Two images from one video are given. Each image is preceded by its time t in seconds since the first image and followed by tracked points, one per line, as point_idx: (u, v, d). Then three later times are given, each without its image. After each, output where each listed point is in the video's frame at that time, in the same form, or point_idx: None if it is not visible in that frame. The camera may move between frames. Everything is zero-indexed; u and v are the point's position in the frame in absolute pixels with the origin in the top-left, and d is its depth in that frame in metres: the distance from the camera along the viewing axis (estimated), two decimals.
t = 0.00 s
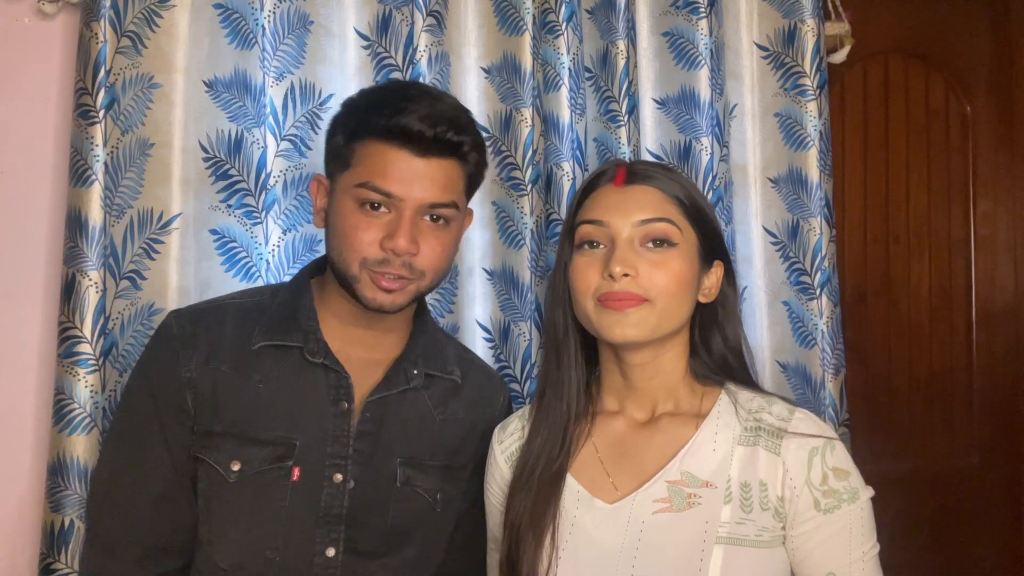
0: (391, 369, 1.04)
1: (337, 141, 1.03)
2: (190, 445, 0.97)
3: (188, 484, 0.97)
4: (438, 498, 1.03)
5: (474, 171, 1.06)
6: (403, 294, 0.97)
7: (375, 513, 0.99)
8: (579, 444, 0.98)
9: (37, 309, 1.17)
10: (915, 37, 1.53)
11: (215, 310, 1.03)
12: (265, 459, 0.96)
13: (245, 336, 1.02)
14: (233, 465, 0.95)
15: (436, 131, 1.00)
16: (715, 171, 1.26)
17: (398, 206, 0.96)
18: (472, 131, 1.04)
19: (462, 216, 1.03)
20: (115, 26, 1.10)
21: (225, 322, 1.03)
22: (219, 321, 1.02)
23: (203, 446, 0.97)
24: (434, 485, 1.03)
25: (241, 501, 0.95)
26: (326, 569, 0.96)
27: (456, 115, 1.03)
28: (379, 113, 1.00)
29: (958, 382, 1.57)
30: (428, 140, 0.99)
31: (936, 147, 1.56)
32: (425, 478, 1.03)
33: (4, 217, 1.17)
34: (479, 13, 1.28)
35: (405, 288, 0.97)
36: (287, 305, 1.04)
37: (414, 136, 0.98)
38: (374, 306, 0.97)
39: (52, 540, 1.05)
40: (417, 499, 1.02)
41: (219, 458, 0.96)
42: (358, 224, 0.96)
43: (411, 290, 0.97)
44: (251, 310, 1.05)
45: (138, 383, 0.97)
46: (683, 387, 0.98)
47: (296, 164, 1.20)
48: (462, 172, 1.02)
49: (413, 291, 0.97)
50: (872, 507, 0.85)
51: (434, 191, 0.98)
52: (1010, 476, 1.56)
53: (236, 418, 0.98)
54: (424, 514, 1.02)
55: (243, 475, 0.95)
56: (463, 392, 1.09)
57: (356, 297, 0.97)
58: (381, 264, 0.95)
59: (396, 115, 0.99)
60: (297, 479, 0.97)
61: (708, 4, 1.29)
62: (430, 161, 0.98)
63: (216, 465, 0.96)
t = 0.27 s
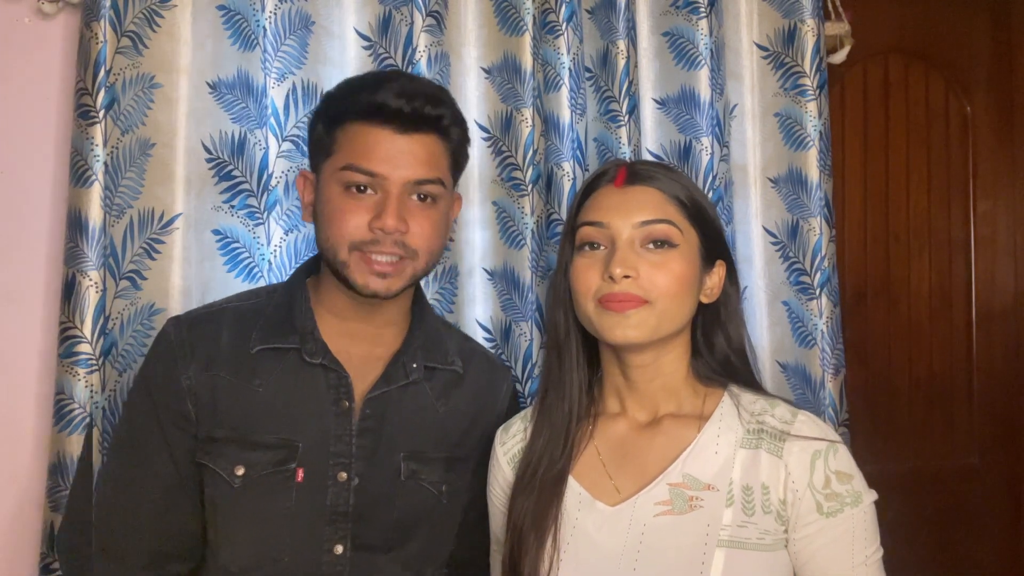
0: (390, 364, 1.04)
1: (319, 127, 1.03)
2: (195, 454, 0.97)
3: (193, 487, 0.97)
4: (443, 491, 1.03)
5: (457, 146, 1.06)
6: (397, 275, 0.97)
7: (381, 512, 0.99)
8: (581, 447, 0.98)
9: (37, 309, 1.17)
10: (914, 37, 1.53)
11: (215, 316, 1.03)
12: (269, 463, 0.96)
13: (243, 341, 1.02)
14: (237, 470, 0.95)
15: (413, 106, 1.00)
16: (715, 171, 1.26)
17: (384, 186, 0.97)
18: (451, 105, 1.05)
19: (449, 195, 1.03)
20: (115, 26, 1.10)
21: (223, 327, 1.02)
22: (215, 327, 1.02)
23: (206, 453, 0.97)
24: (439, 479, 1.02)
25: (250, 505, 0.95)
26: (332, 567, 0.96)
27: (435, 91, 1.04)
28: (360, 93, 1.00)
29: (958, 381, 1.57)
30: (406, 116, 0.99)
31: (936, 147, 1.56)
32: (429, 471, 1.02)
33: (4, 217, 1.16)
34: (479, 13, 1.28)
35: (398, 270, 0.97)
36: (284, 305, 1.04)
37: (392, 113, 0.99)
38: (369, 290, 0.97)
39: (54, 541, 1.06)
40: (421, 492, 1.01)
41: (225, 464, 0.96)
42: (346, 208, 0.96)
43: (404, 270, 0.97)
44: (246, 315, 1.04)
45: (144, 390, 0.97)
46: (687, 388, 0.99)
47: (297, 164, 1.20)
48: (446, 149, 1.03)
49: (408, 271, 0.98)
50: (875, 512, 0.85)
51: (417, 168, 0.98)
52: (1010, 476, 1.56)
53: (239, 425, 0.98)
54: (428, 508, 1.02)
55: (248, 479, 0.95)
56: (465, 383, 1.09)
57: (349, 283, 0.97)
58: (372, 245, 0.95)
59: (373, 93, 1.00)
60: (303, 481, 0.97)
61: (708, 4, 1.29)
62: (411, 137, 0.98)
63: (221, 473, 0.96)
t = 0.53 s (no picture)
0: (357, 333, 1.03)
1: (292, 117, 1.03)
2: (170, 430, 0.97)
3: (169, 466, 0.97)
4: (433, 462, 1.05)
5: (424, 138, 1.05)
6: (358, 259, 0.96)
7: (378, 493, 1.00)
8: (592, 452, 0.98)
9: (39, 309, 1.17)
10: (915, 37, 1.53)
11: (180, 307, 1.04)
12: (238, 434, 0.97)
13: (213, 320, 1.03)
14: (209, 442, 0.96)
15: (378, 96, 1.00)
16: (715, 171, 1.26)
17: (349, 169, 0.96)
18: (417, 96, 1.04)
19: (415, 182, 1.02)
20: (117, 25, 1.11)
21: (191, 310, 1.04)
22: (185, 308, 1.04)
23: (181, 429, 0.97)
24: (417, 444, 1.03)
25: (222, 476, 0.95)
26: (313, 536, 0.96)
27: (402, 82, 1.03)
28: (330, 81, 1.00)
29: (958, 381, 1.57)
30: (372, 106, 0.99)
31: (937, 146, 1.56)
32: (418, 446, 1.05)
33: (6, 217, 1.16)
34: (479, 13, 1.28)
35: (360, 254, 0.96)
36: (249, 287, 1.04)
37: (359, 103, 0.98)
38: (330, 273, 0.96)
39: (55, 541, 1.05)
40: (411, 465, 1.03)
41: (196, 437, 0.96)
42: (312, 190, 0.95)
43: (366, 255, 0.97)
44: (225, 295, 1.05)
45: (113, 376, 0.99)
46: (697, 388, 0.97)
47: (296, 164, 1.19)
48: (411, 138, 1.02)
49: (371, 255, 0.97)
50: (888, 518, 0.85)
51: (383, 155, 0.98)
52: (1010, 476, 1.56)
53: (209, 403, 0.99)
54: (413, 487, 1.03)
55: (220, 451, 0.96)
56: (435, 351, 1.10)
57: (313, 267, 0.97)
58: (335, 228, 0.95)
59: (340, 82, 0.99)
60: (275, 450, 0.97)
61: (708, 4, 1.30)
62: (377, 128, 0.98)
63: (195, 444, 0.96)
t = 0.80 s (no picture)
0: (383, 339, 1.04)
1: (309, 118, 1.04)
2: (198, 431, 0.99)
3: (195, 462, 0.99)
4: (442, 459, 1.04)
5: (445, 149, 1.05)
6: (381, 280, 0.97)
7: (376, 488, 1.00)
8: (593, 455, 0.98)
9: (39, 309, 1.17)
10: (915, 38, 1.53)
11: (203, 309, 1.04)
12: (266, 440, 0.99)
13: (242, 323, 1.03)
14: (237, 447, 0.98)
15: (398, 114, 0.99)
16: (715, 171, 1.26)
17: (371, 188, 0.97)
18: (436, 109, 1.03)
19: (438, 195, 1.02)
20: (117, 25, 1.10)
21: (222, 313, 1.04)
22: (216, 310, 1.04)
23: (209, 433, 0.99)
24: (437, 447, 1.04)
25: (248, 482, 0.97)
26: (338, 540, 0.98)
27: (419, 95, 1.02)
28: (348, 97, 1.00)
29: (958, 382, 1.57)
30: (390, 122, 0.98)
31: (936, 147, 1.56)
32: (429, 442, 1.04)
33: (6, 217, 1.17)
34: (479, 13, 1.28)
35: (382, 274, 0.97)
36: (282, 287, 1.05)
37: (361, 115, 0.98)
38: (356, 293, 0.97)
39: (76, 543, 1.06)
40: (420, 462, 1.03)
41: (224, 441, 0.98)
42: (335, 212, 0.96)
43: (388, 276, 0.97)
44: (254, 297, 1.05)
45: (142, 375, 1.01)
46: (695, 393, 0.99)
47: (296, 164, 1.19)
48: (433, 155, 1.02)
49: (392, 276, 0.98)
50: (868, 532, 0.85)
51: (406, 172, 0.98)
52: (1010, 477, 1.56)
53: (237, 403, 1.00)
54: (416, 477, 1.02)
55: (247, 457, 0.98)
56: (460, 360, 1.09)
57: (339, 286, 0.98)
58: (358, 249, 0.96)
59: (357, 102, 0.99)
60: (301, 455, 0.99)
61: (708, 4, 1.29)
62: (397, 144, 0.98)
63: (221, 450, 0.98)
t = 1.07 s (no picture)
0: (412, 354, 1.05)
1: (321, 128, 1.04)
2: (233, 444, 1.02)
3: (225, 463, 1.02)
4: (468, 477, 1.05)
5: (464, 140, 1.04)
6: (412, 277, 0.97)
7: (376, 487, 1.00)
8: (596, 457, 0.99)
9: (38, 309, 1.17)
10: (915, 37, 1.53)
11: (238, 314, 1.07)
12: (294, 455, 1.00)
13: (273, 337, 1.05)
14: (268, 463, 1.00)
15: (413, 106, 0.99)
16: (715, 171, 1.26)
17: (392, 188, 0.97)
18: (451, 98, 1.03)
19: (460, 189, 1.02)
20: (117, 26, 1.10)
21: (253, 325, 1.06)
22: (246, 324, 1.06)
23: (241, 446, 1.01)
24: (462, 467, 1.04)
25: (278, 494, 0.99)
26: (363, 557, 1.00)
27: (434, 86, 1.02)
28: (360, 96, 1.00)
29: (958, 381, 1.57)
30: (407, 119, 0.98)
31: (936, 146, 1.56)
32: (457, 460, 1.05)
33: (6, 217, 1.17)
34: (479, 13, 1.28)
35: (414, 271, 0.97)
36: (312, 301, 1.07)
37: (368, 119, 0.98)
38: (389, 293, 0.97)
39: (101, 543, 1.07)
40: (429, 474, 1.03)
41: (254, 458, 1.00)
42: (359, 215, 0.96)
43: (420, 272, 0.98)
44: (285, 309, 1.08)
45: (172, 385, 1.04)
46: (696, 393, 0.98)
47: (296, 164, 1.20)
48: (453, 147, 1.02)
49: (423, 271, 0.98)
50: (870, 531, 0.85)
51: (425, 168, 0.98)
52: (1011, 478, 1.55)
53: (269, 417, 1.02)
54: (436, 491, 1.03)
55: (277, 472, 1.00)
56: (491, 370, 1.10)
57: (371, 289, 0.98)
58: (386, 249, 0.96)
59: (373, 97, 0.99)
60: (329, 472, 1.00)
61: (708, 4, 1.29)
62: (416, 138, 0.98)
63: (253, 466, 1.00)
